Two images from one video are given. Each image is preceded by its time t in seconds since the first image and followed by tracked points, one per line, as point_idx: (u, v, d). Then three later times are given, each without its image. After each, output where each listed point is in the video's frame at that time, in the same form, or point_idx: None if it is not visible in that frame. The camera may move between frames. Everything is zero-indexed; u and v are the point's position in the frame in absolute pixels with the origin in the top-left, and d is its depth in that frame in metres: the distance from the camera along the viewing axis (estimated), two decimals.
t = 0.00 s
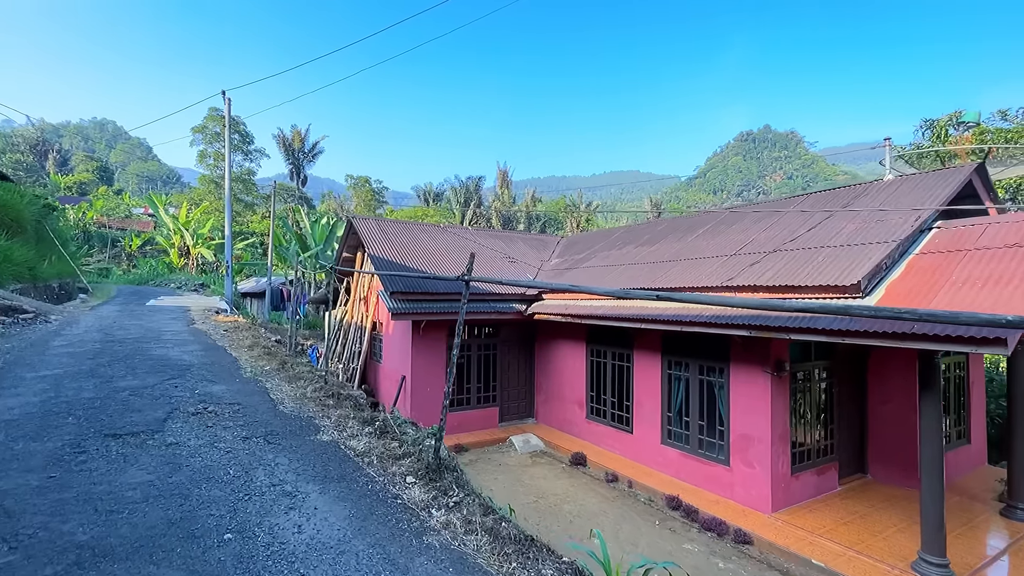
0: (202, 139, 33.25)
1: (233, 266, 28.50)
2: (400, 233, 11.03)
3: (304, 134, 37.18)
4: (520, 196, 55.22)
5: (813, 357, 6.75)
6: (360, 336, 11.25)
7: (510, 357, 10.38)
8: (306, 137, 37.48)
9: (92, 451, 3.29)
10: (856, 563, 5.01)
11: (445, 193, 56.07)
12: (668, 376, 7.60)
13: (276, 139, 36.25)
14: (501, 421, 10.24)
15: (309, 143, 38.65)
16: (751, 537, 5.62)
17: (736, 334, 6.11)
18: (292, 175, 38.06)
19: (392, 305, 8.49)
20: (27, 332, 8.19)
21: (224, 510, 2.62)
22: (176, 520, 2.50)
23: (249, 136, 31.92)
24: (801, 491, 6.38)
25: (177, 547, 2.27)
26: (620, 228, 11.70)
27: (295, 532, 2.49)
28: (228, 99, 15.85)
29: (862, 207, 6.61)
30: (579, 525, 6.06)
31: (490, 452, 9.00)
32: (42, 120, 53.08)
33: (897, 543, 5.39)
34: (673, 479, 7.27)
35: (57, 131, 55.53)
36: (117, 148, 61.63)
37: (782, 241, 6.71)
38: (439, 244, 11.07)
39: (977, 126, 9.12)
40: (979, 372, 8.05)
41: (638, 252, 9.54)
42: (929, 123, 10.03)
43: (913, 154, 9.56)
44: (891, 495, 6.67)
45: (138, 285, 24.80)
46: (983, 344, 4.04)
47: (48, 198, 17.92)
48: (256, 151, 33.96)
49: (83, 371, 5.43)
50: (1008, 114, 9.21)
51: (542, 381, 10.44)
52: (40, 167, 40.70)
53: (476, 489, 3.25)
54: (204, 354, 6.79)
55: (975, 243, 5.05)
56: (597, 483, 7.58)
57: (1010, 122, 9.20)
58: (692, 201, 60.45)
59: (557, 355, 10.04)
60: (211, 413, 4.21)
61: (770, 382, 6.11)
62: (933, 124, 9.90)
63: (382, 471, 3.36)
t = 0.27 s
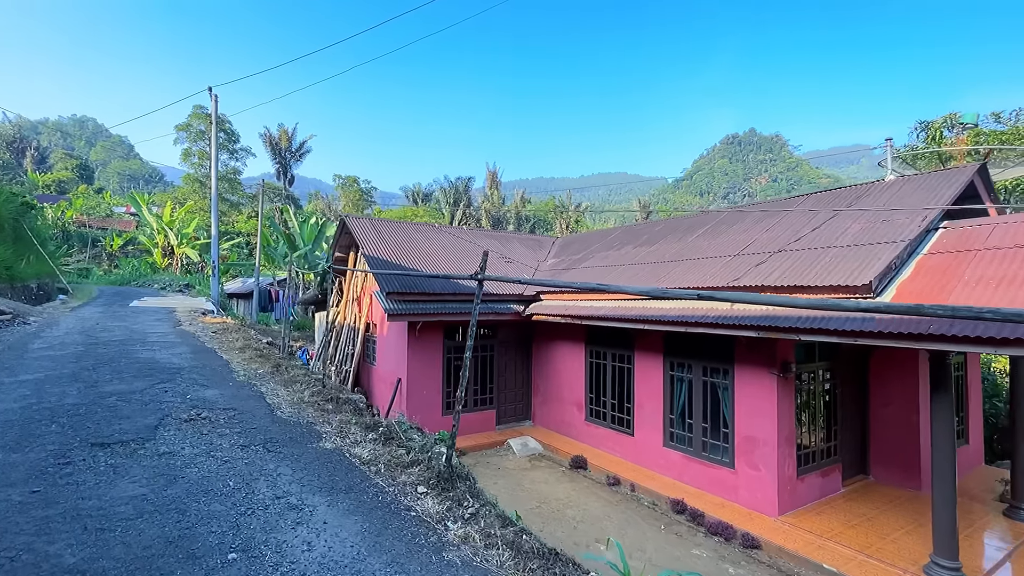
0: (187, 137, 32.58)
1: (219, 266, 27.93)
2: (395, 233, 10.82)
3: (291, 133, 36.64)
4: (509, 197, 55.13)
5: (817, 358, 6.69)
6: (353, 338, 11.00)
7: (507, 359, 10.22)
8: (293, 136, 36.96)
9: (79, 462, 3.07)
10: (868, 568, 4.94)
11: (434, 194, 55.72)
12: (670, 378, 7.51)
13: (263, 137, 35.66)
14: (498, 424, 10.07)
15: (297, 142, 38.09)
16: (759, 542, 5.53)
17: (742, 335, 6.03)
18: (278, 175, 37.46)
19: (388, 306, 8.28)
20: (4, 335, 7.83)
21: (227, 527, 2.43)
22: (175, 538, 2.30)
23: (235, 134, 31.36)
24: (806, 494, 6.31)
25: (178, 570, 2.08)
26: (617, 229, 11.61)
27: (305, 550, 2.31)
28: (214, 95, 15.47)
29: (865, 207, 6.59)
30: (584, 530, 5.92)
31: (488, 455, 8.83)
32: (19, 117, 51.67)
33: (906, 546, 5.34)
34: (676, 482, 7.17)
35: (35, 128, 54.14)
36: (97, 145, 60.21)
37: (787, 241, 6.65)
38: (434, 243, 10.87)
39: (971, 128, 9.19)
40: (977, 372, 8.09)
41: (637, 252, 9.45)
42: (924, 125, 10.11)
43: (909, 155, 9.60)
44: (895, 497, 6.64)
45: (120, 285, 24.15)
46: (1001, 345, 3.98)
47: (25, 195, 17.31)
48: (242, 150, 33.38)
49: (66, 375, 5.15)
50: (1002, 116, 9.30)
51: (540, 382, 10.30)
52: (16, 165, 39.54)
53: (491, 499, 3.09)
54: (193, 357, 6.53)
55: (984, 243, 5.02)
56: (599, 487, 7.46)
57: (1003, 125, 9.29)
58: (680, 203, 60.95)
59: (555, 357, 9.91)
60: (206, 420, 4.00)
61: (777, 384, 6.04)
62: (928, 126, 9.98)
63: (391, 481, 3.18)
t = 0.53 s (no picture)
0: (171, 135, 31.93)
1: (205, 268, 27.37)
2: (391, 235, 10.61)
3: (279, 133, 36.13)
4: (499, 199, 54.99)
5: (824, 363, 6.64)
6: (348, 341, 10.77)
7: (506, 364, 10.07)
8: (281, 136, 36.43)
9: (71, 483, 2.86)
10: None
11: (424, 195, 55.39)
12: (674, 383, 7.42)
13: (250, 137, 35.08)
14: (497, 430, 9.92)
15: (285, 142, 37.54)
16: (771, 551, 5.45)
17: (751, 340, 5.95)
18: (265, 175, 36.86)
19: (387, 310, 8.09)
20: None
21: (237, 556, 2.26)
22: (182, 571, 2.12)
23: (222, 134, 30.81)
24: (814, 500, 6.26)
25: None
26: (616, 232, 11.53)
27: None
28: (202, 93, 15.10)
29: (871, 212, 6.56)
30: (592, 541, 5.79)
31: (488, 462, 8.67)
32: None
33: (918, 554, 5.30)
34: (681, 489, 7.07)
35: (13, 126, 52.75)
36: (78, 143, 58.86)
37: (793, 245, 6.60)
38: (432, 246, 10.69)
39: (967, 133, 9.27)
40: (977, 376, 8.12)
41: (638, 255, 9.37)
42: (920, 130, 10.18)
43: (906, 160, 9.64)
44: (901, 503, 6.61)
45: (103, 288, 23.51)
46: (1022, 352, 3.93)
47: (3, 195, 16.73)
48: (229, 150, 32.81)
49: (51, 385, 4.89)
50: (997, 122, 9.38)
51: (539, 387, 10.17)
52: None
53: (513, 518, 2.94)
54: (185, 364, 6.28)
55: (996, 248, 4.99)
56: (603, 494, 7.34)
57: (998, 130, 9.37)
58: (670, 206, 61.28)
59: (555, 361, 9.78)
60: (204, 434, 3.79)
61: (786, 390, 5.97)
62: (924, 131, 10.05)
63: (407, 499, 3.02)
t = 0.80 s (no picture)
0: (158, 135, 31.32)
1: (192, 270, 26.86)
2: (387, 237, 10.42)
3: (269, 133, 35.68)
4: (491, 201, 54.85)
5: (830, 368, 6.58)
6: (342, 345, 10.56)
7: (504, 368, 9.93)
8: (271, 136, 35.98)
9: (62, 504, 2.66)
10: None
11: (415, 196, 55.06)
12: (678, 389, 7.33)
13: (238, 137, 34.56)
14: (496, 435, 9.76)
15: (274, 142, 37.09)
16: (781, 560, 5.37)
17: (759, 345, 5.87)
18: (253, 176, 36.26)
19: (385, 314, 7.91)
20: None
21: None
22: None
23: (210, 134, 30.33)
24: (822, 507, 6.19)
25: None
26: (614, 234, 11.46)
27: None
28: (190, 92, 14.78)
29: (876, 216, 6.53)
30: (599, 551, 5.66)
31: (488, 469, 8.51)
32: None
33: (929, 562, 5.24)
34: (686, 496, 6.97)
35: None
36: (60, 142, 57.63)
37: (799, 249, 6.55)
38: (429, 249, 10.52)
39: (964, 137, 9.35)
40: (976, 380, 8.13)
41: (638, 258, 9.29)
42: (916, 134, 10.26)
43: (904, 164, 9.69)
44: (907, 508, 6.57)
45: (86, 290, 22.93)
46: None
47: None
48: (217, 150, 32.31)
49: (36, 395, 4.65)
50: (992, 127, 9.47)
51: (538, 392, 10.03)
52: None
53: (533, 537, 2.79)
54: (177, 372, 6.05)
55: (1006, 253, 4.97)
56: (606, 502, 7.22)
57: (993, 135, 9.46)
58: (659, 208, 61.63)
59: (555, 365, 9.65)
60: (202, 447, 3.60)
61: (794, 396, 5.89)
62: (920, 135, 10.13)
63: (421, 518, 2.87)
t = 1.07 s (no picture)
0: (146, 134, 30.77)
1: (181, 271, 26.38)
2: (385, 238, 10.22)
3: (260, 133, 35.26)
4: (483, 203, 54.70)
5: (840, 371, 6.48)
6: (339, 348, 10.32)
7: (505, 371, 9.75)
8: (262, 136, 35.55)
9: (49, 523, 2.45)
10: None
11: (407, 198, 54.75)
12: (685, 392, 7.20)
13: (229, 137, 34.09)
14: (496, 440, 9.57)
15: (265, 143, 36.65)
16: (795, 568, 5.24)
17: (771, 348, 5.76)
18: (244, 176, 35.77)
19: (384, 316, 7.71)
20: None
21: None
22: None
23: (199, 133, 29.88)
24: (833, 512, 6.08)
25: None
26: (615, 235, 11.34)
27: None
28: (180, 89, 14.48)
29: (886, 216, 6.46)
30: (610, 560, 5.51)
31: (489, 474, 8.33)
32: None
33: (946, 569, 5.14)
34: (693, 502, 6.84)
35: None
36: (45, 141, 56.53)
37: (808, 250, 6.45)
38: (427, 249, 10.33)
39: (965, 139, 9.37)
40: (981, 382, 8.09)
41: (641, 259, 9.17)
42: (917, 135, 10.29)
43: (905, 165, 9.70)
44: (917, 513, 6.48)
45: (72, 292, 22.40)
46: None
47: None
48: (206, 150, 31.85)
49: (20, 401, 4.40)
50: (992, 128, 9.50)
51: (539, 395, 9.87)
52: None
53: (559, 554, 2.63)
54: (169, 376, 5.81)
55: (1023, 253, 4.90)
56: (612, 508, 7.07)
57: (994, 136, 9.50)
58: (651, 211, 61.86)
59: (556, 368, 9.49)
60: (200, 457, 3.39)
61: (806, 399, 5.78)
62: (921, 137, 10.16)
63: (439, 534, 2.69)
